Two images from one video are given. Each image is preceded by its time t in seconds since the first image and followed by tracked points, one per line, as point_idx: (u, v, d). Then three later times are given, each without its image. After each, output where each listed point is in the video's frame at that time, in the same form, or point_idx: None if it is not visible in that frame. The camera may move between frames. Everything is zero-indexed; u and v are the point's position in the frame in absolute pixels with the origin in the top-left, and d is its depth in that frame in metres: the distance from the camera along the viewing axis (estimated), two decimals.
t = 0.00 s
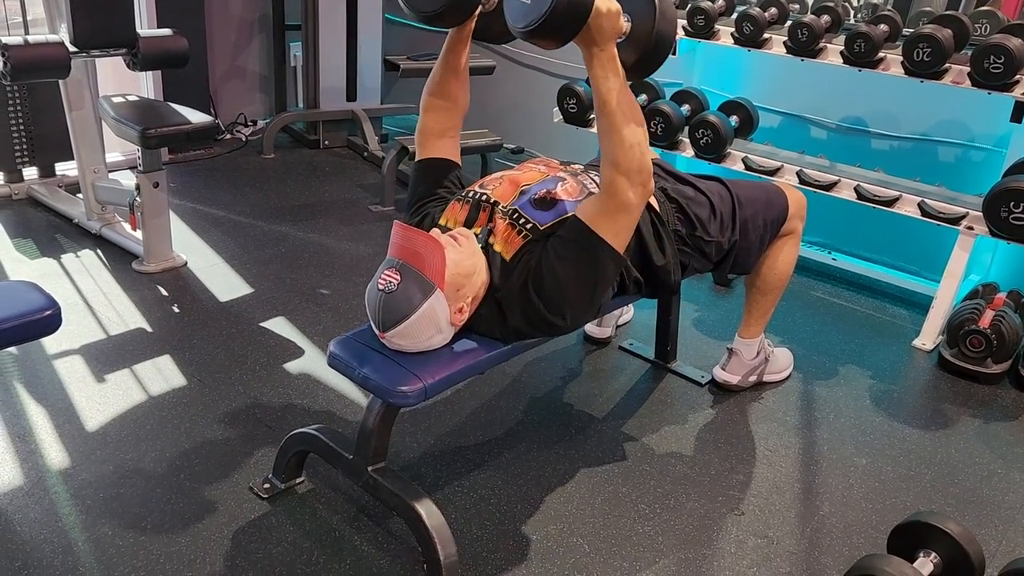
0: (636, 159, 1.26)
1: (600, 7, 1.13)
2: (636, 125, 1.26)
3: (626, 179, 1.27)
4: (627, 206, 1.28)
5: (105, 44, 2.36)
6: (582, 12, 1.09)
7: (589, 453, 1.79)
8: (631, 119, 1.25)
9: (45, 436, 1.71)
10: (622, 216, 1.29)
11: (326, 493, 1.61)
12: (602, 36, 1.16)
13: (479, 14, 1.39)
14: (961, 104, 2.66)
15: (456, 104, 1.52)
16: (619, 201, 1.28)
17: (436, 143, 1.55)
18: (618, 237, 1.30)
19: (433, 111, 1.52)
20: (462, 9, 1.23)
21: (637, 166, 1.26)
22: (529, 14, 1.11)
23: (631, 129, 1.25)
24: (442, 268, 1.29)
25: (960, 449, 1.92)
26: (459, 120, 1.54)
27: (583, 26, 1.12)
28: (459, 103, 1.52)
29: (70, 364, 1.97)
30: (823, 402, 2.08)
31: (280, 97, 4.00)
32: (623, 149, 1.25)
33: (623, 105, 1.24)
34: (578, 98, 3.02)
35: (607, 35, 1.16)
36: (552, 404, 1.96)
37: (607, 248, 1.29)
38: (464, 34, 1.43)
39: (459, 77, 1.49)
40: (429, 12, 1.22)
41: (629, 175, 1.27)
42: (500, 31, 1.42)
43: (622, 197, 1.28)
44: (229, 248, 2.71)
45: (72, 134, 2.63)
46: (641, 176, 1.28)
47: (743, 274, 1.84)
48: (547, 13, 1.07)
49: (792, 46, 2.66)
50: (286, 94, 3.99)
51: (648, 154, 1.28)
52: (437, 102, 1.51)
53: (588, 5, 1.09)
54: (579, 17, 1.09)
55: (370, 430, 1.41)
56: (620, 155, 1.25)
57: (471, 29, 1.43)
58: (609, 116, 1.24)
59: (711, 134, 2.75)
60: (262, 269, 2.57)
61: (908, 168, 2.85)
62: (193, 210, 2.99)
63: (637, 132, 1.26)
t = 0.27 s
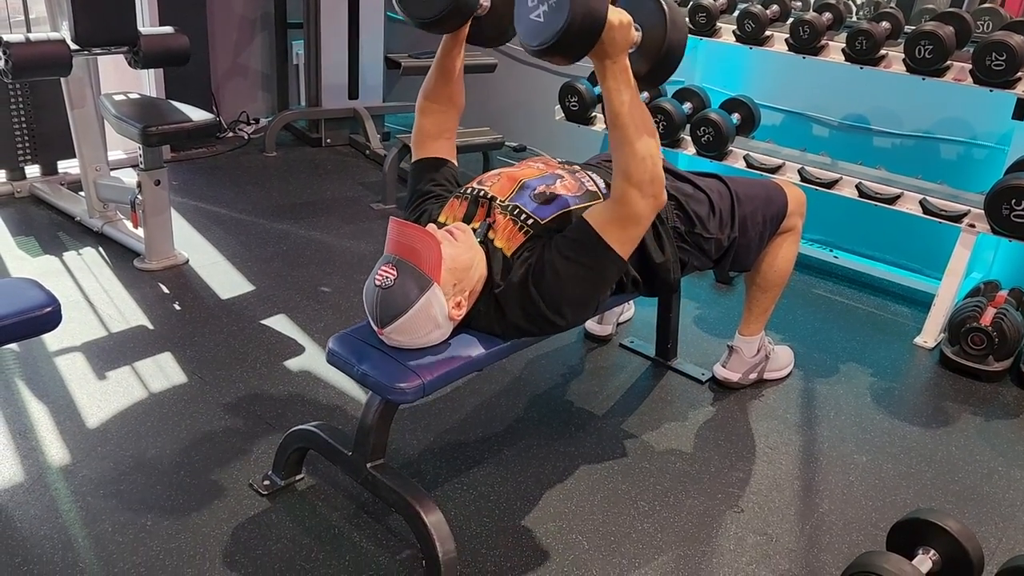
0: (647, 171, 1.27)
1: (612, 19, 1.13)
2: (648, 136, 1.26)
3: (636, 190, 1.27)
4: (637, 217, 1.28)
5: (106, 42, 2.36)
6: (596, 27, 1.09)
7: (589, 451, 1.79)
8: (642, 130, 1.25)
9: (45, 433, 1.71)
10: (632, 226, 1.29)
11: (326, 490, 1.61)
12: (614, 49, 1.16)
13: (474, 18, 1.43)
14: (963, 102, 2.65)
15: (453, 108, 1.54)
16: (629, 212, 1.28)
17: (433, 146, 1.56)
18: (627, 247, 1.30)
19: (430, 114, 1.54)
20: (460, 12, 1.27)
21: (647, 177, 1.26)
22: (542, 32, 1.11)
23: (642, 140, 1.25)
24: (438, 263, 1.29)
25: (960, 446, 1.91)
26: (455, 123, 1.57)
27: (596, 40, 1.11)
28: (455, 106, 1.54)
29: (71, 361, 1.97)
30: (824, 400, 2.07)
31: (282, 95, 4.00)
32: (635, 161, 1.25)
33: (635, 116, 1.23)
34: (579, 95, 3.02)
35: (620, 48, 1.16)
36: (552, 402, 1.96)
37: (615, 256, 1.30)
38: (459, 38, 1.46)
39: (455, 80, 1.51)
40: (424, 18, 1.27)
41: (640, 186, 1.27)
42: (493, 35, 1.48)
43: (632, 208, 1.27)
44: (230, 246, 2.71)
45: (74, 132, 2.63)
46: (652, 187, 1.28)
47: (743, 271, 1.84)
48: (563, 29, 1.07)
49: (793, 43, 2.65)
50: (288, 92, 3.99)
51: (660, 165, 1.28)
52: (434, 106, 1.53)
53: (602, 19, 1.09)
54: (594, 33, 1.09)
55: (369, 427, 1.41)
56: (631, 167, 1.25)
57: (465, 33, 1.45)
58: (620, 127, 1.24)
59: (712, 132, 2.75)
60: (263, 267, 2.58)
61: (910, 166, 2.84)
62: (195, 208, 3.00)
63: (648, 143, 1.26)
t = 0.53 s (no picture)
0: (671, 219, 1.25)
1: (648, 65, 1.13)
2: (677, 185, 1.24)
3: (658, 237, 1.25)
4: (654, 263, 1.27)
5: (108, 41, 2.36)
6: (633, 75, 1.10)
7: (589, 449, 1.79)
8: (671, 179, 1.23)
9: (47, 431, 1.72)
10: (648, 270, 1.27)
11: (327, 488, 1.61)
12: (648, 94, 1.16)
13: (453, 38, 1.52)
14: (966, 99, 2.65)
15: (436, 127, 1.58)
16: (648, 257, 1.26)
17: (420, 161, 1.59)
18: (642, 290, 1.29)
19: (413, 134, 1.58)
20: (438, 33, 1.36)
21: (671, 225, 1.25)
22: (576, 76, 1.13)
23: (670, 188, 1.23)
24: (441, 262, 1.30)
25: (962, 445, 1.91)
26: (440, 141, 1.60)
27: (631, 86, 1.12)
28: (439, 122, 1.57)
29: (73, 360, 1.98)
30: (825, 398, 2.07)
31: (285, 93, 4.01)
32: (660, 207, 1.24)
33: (664, 164, 1.22)
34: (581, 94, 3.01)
35: (654, 94, 1.16)
36: (554, 400, 1.96)
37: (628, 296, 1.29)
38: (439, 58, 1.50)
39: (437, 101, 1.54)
40: (405, 43, 1.37)
41: (663, 233, 1.25)
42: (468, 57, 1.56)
43: (652, 254, 1.26)
44: (232, 244, 2.72)
45: (76, 131, 2.64)
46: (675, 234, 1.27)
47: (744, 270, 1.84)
48: (598, 78, 1.09)
49: (795, 41, 2.64)
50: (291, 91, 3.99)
51: (686, 214, 1.27)
52: (418, 126, 1.57)
53: (639, 67, 1.10)
54: (630, 81, 1.11)
55: (370, 425, 1.41)
56: (655, 213, 1.24)
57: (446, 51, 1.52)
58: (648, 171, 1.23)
59: (714, 131, 2.74)
60: (265, 266, 2.58)
61: (912, 164, 2.84)
62: (197, 207, 3.00)
63: (677, 191, 1.24)
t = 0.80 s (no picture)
0: (680, 274, 1.26)
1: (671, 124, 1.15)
2: (689, 243, 1.26)
3: (666, 291, 1.26)
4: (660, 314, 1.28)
5: (109, 41, 2.37)
6: (655, 134, 1.12)
7: (590, 448, 1.79)
8: (685, 235, 1.25)
9: (49, 430, 1.72)
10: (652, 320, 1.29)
11: (328, 487, 1.61)
12: (668, 152, 1.18)
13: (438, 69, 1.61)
14: (969, 98, 2.64)
15: (424, 155, 1.60)
16: (654, 308, 1.27)
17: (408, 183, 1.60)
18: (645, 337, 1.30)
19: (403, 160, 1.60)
20: (420, 61, 1.44)
21: (679, 280, 1.26)
22: (598, 136, 1.14)
23: (682, 245, 1.25)
24: (443, 263, 1.30)
25: (964, 444, 1.91)
26: (428, 168, 1.62)
27: (653, 145, 1.13)
28: (428, 151, 1.60)
29: (75, 359, 1.98)
30: (827, 398, 2.07)
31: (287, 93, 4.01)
32: (670, 262, 1.25)
33: (679, 221, 1.24)
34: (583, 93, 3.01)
35: (674, 151, 1.17)
36: (555, 399, 1.96)
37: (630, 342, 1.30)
38: (425, 86, 1.54)
39: (423, 129, 1.57)
40: (388, 69, 1.45)
41: (671, 287, 1.26)
42: (452, 85, 1.64)
43: (658, 305, 1.27)
44: (234, 244, 2.72)
45: (79, 130, 2.64)
46: (683, 290, 1.28)
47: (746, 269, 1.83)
48: (622, 139, 1.10)
49: (797, 40, 2.64)
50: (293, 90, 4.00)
51: (695, 270, 1.28)
52: (407, 153, 1.59)
53: (661, 127, 1.12)
54: (652, 141, 1.12)
55: (371, 424, 1.41)
56: (665, 268, 1.25)
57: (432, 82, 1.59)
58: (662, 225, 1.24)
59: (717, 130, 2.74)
60: (267, 265, 2.58)
61: (915, 163, 2.83)
62: (199, 206, 3.00)
63: (688, 247, 1.26)
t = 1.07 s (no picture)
0: (669, 329, 1.30)
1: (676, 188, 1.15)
2: (680, 300, 1.30)
3: (653, 343, 1.30)
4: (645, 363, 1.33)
5: (112, 41, 2.37)
6: (662, 199, 1.12)
7: (592, 449, 1.79)
8: (676, 294, 1.29)
9: (51, 430, 1.72)
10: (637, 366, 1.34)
11: (329, 487, 1.61)
12: (670, 214, 1.19)
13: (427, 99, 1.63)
14: (972, 98, 2.63)
15: (417, 183, 1.60)
16: (639, 358, 1.32)
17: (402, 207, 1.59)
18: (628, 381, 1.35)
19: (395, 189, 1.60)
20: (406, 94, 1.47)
21: (667, 335, 1.30)
22: (605, 200, 1.14)
23: (672, 304, 1.29)
24: (442, 260, 1.30)
25: (966, 445, 1.90)
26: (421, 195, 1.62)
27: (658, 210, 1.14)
28: (421, 178, 1.60)
29: (78, 359, 1.99)
30: (829, 398, 2.07)
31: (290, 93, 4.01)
32: (660, 318, 1.29)
33: (672, 280, 1.27)
34: (584, 92, 3.01)
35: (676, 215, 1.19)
36: (556, 400, 1.96)
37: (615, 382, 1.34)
38: (415, 114, 1.55)
39: (415, 157, 1.57)
40: (377, 102, 1.48)
41: (658, 340, 1.30)
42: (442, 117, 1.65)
43: (645, 356, 1.32)
44: (236, 244, 2.72)
45: (82, 131, 2.65)
46: (670, 343, 1.32)
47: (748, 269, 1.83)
48: (629, 205, 1.10)
49: (799, 39, 2.63)
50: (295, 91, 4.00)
51: (684, 326, 1.32)
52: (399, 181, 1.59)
53: (667, 191, 1.12)
54: (659, 204, 1.12)
55: (372, 424, 1.41)
56: (655, 323, 1.29)
57: (421, 112, 1.60)
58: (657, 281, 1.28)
59: (717, 129, 2.75)
60: (269, 265, 2.58)
61: (918, 163, 2.83)
62: (201, 206, 3.01)
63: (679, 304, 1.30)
